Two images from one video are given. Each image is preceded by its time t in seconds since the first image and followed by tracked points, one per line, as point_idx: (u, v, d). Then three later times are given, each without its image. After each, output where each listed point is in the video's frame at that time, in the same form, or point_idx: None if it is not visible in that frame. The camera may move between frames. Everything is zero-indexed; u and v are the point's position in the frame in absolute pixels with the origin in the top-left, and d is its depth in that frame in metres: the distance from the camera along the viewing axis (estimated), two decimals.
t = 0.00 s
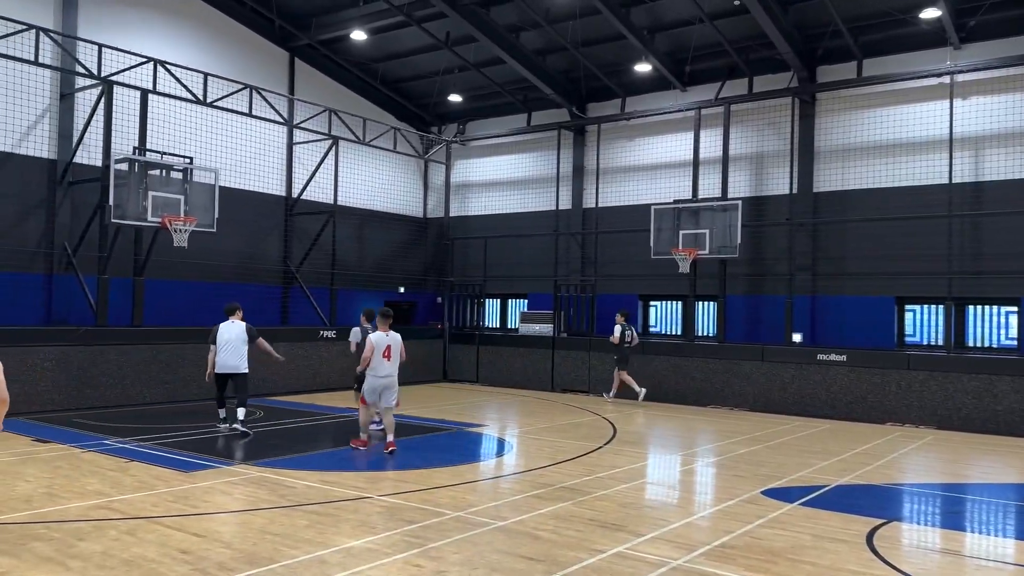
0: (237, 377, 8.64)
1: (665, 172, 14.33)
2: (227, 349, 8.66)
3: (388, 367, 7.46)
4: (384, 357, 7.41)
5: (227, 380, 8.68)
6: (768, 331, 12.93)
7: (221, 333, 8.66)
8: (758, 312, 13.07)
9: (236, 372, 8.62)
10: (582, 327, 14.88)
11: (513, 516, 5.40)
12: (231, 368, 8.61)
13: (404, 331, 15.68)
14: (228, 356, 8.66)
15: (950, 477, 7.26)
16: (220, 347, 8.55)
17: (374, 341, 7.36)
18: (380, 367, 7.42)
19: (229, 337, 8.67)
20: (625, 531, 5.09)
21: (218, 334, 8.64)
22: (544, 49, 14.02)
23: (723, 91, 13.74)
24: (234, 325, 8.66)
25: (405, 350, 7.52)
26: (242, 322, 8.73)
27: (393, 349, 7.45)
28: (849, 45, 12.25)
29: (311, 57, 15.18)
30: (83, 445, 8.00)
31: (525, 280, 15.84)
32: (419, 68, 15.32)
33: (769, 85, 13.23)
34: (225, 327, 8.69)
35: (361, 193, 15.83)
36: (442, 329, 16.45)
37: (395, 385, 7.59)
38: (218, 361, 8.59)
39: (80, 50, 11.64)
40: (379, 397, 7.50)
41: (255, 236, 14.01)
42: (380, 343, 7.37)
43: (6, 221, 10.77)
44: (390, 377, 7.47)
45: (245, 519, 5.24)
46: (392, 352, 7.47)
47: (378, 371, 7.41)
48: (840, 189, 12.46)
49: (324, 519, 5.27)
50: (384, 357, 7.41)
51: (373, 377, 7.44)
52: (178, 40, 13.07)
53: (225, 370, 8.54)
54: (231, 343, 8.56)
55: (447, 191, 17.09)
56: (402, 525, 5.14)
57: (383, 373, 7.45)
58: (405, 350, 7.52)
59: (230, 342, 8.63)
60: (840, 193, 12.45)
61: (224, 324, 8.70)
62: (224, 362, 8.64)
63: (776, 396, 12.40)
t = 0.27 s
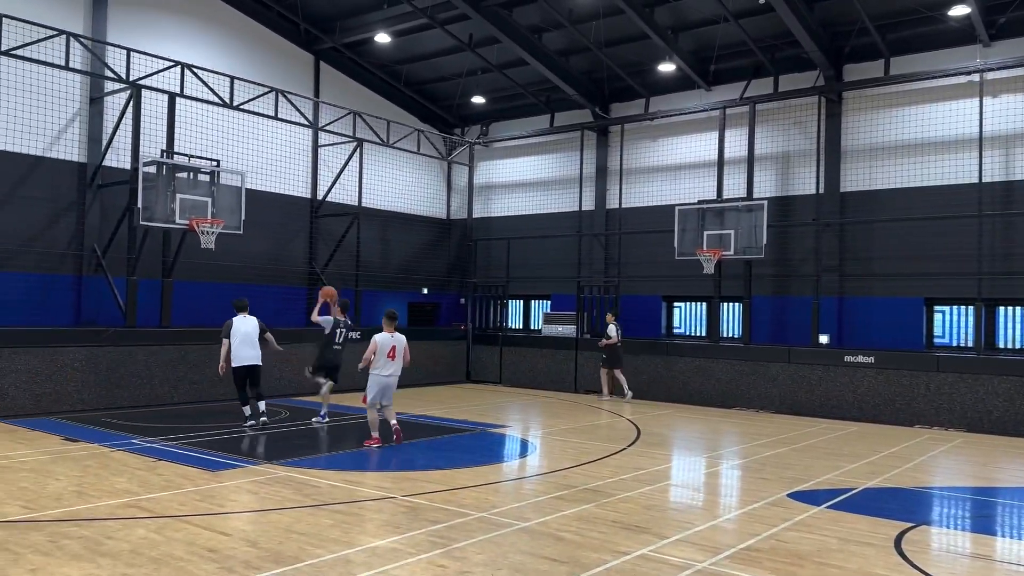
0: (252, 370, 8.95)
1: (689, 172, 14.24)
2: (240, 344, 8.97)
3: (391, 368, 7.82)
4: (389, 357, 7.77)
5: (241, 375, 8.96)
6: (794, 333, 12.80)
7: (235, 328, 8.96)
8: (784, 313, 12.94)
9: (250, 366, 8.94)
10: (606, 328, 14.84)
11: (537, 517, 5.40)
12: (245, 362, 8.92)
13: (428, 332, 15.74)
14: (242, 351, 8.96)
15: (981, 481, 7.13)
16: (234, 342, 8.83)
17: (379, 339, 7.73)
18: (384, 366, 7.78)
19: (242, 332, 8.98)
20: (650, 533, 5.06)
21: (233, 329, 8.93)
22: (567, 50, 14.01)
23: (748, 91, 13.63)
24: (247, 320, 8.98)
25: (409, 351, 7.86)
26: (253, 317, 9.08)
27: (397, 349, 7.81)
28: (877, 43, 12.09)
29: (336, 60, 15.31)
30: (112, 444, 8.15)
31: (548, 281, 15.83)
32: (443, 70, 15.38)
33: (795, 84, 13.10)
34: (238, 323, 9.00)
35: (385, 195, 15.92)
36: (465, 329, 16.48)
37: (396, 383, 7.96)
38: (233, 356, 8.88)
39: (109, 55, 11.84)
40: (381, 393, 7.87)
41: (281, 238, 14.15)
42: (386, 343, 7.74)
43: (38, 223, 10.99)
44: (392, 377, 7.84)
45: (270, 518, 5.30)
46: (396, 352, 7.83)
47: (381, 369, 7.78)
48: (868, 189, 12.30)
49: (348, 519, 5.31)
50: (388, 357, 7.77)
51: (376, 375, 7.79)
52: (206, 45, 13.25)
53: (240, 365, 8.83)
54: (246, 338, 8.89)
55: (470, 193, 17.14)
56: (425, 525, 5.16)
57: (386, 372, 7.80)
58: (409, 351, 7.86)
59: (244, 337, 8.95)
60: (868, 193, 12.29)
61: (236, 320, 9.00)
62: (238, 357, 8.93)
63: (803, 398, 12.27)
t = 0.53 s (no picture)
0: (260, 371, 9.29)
1: (707, 172, 14.17)
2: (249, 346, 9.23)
3: (398, 366, 8.01)
4: (392, 354, 7.98)
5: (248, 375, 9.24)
6: (814, 334, 12.69)
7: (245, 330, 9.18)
8: (803, 314, 12.83)
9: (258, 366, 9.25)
10: (624, 329, 14.78)
11: (554, 518, 5.40)
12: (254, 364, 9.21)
13: (445, 333, 15.76)
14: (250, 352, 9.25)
15: (1004, 484, 7.03)
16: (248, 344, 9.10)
17: (384, 338, 7.98)
18: (388, 364, 7.99)
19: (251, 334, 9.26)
20: (667, 535, 5.05)
21: (244, 331, 9.16)
22: (585, 50, 13.99)
23: (766, 91, 13.55)
24: (255, 322, 9.29)
25: (414, 350, 8.01)
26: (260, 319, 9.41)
27: (401, 348, 8.01)
28: (897, 42, 11.96)
29: (354, 62, 15.40)
30: (134, 443, 8.25)
31: (565, 282, 15.82)
32: (460, 71, 15.42)
33: (814, 83, 13.00)
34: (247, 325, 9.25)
35: (402, 196, 15.98)
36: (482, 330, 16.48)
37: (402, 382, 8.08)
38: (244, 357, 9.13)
39: (130, 59, 11.99)
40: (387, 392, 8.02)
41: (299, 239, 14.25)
42: (390, 341, 7.97)
43: (61, 225, 11.15)
44: (398, 375, 8.01)
45: (288, 517, 5.34)
46: (400, 351, 8.03)
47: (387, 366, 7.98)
48: (888, 189, 12.17)
49: (365, 518, 5.34)
50: (391, 354, 7.98)
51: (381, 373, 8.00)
52: (226, 49, 13.39)
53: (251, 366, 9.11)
54: (257, 339, 9.22)
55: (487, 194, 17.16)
56: (443, 525, 5.18)
57: (391, 370, 7.99)
58: (414, 351, 8.01)
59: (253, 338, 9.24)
60: (889, 193, 12.16)
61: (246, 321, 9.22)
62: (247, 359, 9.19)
63: (822, 399, 12.15)
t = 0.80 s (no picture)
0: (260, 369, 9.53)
1: (720, 172, 14.12)
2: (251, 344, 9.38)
3: (405, 362, 8.48)
4: (400, 352, 8.42)
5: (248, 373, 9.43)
6: (829, 334, 12.61)
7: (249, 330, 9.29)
8: (818, 315, 12.75)
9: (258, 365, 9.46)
10: (637, 330, 14.74)
11: (567, 519, 5.40)
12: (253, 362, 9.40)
13: (457, 334, 15.78)
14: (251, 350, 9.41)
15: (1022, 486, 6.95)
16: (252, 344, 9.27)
17: (391, 337, 8.36)
18: (396, 361, 8.42)
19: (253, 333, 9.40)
20: (681, 536, 5.03)
21: (248, 331, 9.28)
22: (598, 50, 13.97)
23: (780, 90, 13.48)
24: (257, 321, 9.45)
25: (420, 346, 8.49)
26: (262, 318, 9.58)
27: (408, 345, 8.44)
28: (913, 41, 11.87)
29: (367, 64, 15.46)
30: (150, 443, 8.31)
31: (577, 282, 15.80)
32: (473, 72, 15.45)
33: (829, 82, 12.92)
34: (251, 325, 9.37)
35: (415, 197, 16.01)
36: (495, 331, 16.49)
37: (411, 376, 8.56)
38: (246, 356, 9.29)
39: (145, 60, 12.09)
40: (396, 387, 8.48)
41: (313, 240, 14.32)
42: (398, 340, 8.37)
43: (78, 226, 11.26)
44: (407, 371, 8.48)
45: (302, 517, 5.37)
46: (407, 348, 8.46)
47: (395, 364, 8.41)
48: (904, 189, 12.08)
49: (379, 518, 5.35)
50: (400, 352, 8.42)
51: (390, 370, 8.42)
52: (240, 51, 13.48)
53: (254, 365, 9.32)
54: (259, 339, 9.41)
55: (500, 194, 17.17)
56: (456, 525, 5.19)
57: (400, 366, 8.43)
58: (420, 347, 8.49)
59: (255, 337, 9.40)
60: (904, 192, 12.06)
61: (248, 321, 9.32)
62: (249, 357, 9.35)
63: (837, 400, 12.07)
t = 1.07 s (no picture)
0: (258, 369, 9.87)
1: (731, 172, 14.07)
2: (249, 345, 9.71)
3: (406, 364, 8.60)
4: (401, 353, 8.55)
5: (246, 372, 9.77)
6: (842, 335, 12.54)
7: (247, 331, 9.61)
8: (831, 316, 12.68)
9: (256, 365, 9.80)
10: (648, 330, 14.69)
11: (577, 520, 5.39)
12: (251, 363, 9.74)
13: (468, 334, 15.79)
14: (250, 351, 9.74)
15: None
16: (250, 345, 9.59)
17: (393, 338, 8.49)
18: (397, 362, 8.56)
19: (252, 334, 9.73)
20: (692, 538, 5.02)
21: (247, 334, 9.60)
22: (609, 51, 13.95)
23: (792, 89, 13.41)
24: (256, 323, 9.77)
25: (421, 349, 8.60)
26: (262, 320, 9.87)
27: (409, 347, 8.56)
28: (926, 39, 11.78)
29: (378, 65, 15.52)
30: (162, 443, 8.36)
31: (588, 283, 15.79)
32: (483, 73, 15.47)
33: (841, 82, 12.84)
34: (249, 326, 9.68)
35: (426, 197, 16.03)
36: (506, 331, 16.50)
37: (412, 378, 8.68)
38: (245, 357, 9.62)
39: (158, 62, 12.17)
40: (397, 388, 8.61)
41: (324, 241, 14.38)
42: (400, 341, 8.50)
43: (92, 227, 11.36)
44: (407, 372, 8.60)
45: (314, 517, 5.39)
46: (408, 350, 8.58)
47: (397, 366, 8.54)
48: (917, 189, 12.00)
49: (391, 518, 5.37)
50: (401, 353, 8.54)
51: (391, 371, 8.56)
52: (252, 53, 13.55)
53: (252, 367, 9.69)
54: (257, 341, 9.74)
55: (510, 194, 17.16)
56: (467, 526, 5.20)
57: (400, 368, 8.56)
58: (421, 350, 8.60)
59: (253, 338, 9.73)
60: (918, 192, 11.98)
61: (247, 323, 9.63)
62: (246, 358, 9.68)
63: (850, 401, 12.00)
